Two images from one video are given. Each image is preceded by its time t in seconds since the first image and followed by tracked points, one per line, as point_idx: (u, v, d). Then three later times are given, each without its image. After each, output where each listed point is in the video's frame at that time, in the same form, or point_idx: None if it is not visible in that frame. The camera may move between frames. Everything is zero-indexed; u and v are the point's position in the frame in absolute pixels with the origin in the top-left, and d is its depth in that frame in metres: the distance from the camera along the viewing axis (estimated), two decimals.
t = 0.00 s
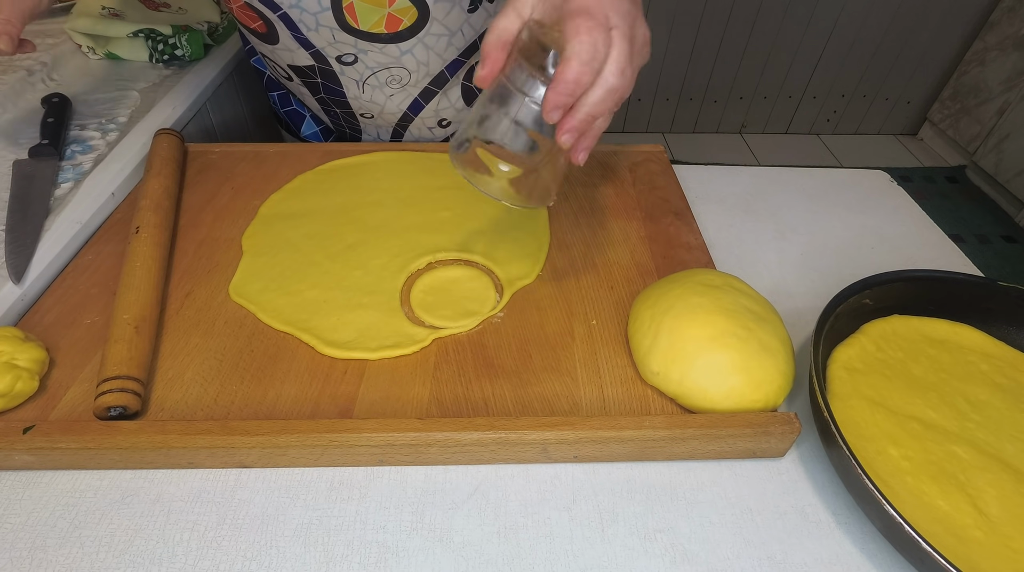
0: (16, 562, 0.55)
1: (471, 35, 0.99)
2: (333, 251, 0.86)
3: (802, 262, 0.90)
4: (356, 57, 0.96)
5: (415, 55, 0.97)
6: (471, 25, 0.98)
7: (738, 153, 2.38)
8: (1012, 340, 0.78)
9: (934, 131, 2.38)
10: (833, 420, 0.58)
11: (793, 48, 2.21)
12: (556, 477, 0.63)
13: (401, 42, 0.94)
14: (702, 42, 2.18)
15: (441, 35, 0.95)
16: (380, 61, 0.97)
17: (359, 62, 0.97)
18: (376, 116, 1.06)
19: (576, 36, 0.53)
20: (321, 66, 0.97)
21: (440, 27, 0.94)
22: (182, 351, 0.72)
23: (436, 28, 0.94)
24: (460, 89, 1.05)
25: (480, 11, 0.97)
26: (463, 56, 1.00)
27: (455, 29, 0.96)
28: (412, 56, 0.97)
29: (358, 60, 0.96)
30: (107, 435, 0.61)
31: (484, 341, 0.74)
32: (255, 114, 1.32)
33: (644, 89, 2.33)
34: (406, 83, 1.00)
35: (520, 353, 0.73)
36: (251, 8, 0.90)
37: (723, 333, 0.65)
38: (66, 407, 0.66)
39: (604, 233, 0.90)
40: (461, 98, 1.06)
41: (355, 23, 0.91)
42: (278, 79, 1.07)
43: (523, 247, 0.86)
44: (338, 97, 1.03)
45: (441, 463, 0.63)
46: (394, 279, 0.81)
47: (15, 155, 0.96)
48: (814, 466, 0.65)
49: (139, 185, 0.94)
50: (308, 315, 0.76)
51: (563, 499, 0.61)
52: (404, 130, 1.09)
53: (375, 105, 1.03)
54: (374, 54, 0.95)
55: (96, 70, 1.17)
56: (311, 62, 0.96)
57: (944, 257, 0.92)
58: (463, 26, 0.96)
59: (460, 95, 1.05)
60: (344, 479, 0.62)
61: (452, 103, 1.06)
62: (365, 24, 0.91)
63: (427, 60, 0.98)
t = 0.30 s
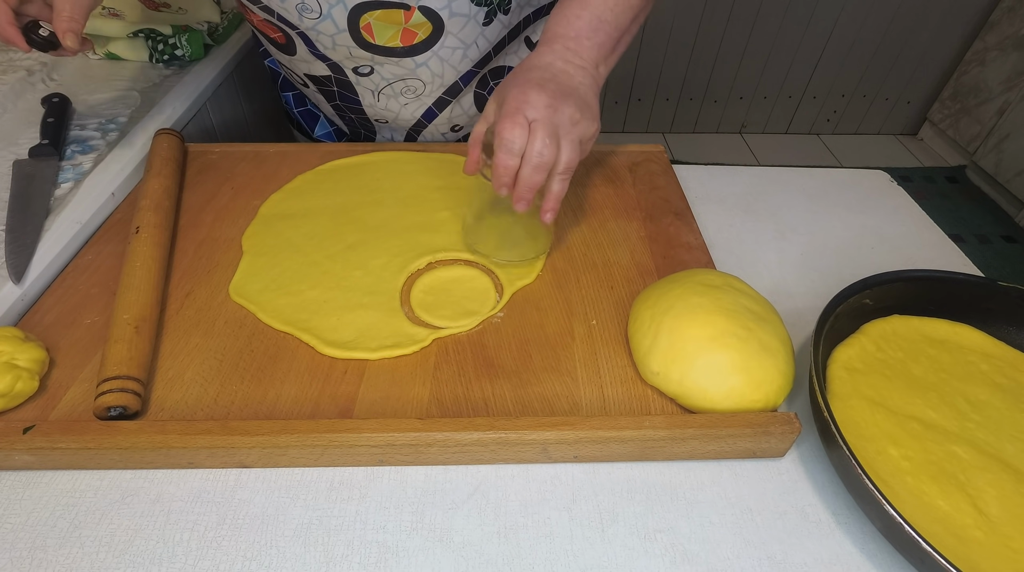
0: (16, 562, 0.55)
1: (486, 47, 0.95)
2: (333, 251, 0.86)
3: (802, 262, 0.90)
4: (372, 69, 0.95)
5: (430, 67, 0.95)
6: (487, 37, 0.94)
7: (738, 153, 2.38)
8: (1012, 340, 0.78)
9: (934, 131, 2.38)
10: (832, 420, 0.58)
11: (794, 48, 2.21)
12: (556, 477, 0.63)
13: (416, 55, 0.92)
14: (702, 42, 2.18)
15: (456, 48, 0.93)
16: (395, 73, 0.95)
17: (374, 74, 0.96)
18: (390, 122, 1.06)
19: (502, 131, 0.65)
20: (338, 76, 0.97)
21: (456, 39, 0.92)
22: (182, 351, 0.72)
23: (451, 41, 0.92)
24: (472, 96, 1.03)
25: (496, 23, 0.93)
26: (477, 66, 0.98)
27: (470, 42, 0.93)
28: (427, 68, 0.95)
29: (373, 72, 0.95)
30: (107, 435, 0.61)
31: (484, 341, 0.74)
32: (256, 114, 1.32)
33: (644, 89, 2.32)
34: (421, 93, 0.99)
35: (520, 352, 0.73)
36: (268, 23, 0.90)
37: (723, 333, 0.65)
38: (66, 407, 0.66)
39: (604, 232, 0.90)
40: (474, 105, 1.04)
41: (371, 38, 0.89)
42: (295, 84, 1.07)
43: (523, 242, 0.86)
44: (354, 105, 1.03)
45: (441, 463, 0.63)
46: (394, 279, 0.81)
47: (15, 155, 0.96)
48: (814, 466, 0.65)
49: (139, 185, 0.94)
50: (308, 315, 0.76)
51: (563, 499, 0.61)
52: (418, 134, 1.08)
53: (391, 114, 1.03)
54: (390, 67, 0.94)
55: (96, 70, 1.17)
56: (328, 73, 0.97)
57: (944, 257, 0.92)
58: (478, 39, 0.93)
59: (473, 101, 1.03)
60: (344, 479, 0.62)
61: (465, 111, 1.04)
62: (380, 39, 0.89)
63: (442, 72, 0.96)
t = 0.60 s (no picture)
0: (16, 562, 0.55)
1: (490, 54, 0.95)
2: (333, 251, 0.86)
3: (802, 262, 0.90)
4: (377, 78, 0.95)
5: (435, 75, 0.94)
6: (492, 45, 0.94)
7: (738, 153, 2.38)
8: (1012, 340, 0.78)
9: (934, 131, 2.38)
10: (833, 420, 0.58)
11: (794, 48, 2.21)
12: (556, 477, 0.63)
13: (421, 64, 0.92)
14: (702, 42, 2.18)
15: (461, 57, 0.93)
16: (400, 82, 0.95)
17: (379, 82, 0.95)
18: (396, 128, 1.06)
19: (495, 147, 0.65)
20: (343, 84, 0.97)
21: (461, 48, 0.92)
22: (182, 351, 0.72)
23: (456, 50, 0.92)
24: (478, 102, 1.03)
25: (500, 31, 0.93)
26: (482, 74, 0.98)
27: (475, 50, 0.93)
28: (432, 76, 0.95)
29: (378, 80, 0.95)
30: (107, 435, 0.61)
31: (484, 341, 0.74)
32: (256, 114, 1.32)
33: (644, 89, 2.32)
34: (426, 101, 0.99)
35: (520, 352, 0.73)
36: (274, 33, 0.90)
37: (723, 334, 0.65)
38: (66, 406, 0.66)
39: (604, 232, 0.90)
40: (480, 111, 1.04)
41: (376, 48, 0.89)
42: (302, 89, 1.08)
43: (523, 239, 0.85)
44: (360, 110, 1.03)
45: (441, 463, 0.63)
46: (394, 279, 0.81)
47: (15, 155, 0.96)
48: (814, 466, 0.65)
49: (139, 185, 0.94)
50: (307, 315, 0.76)
51: (563, 499, 0.61)
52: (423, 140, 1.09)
53: (397, 119, 1.03)
54: (395, 75, 0.94)
55: (96, 70, 1.17)
56: (333, 80, 0.97)
57: (944, 258, 0.92)
58: (483, 47, 0.93)
59: (479, 108, 1.03)
60: (344, 479, 0.62)
61: (471, 117, 1.05)
62: (386, 49, 0.89)
63: (447, 80, 0.96)
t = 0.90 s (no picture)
0: (16, 562, 0.55)
1: (490, 53, 0.94)
2: (333, 251, 0.86)
3: (802, 262, 0.90)
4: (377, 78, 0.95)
5: (436, 76, 0.95)
6: (493, 43, 0.93)
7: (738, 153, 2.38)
8: (1012, 340, 0.78)
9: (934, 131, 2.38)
10: (832, 420, 0.58)
11: (794, 48, 2.21)
12: (556, 477, 0.63)
13: (421, 65, 0.92)
14: (702, 41, 2.18)
15: (462, 56, 0.92)
16: (401, 83, 0.95)
17: (379, 84, 0.96)
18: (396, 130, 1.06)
19: (501, 158, 0.64)
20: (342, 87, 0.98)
21: (461, 48, 0.91)
22: (182, 351, 0.72)
23: (456, 50, 0.91)
24: (481, 103, 1.02)
25: (500, 28, 0.92)
26: (484, 73, 0.97)
27: (476, 49, 0.92)
28: (432, 77, 0.95)
29: (378, 82, 0.96)
30: (107, 435, 0.61)
31: (484, 341, 0.74)
32: (256, 114, 1.32)
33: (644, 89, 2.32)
34: (427, 103, 1.00)
35: (520, 353, 0.73)
36: (275, 34, 0.90)
37: (723, 336, 0.65)
38: (66, 406, 0.66)
39: (604, 233, 0.91)
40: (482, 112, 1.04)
41: (376, 47, 0.89)
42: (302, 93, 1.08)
43: (524, 239, 0.85)
44: (360, 114, 1.04)
45: (441, 463, 0.63)
46: (394, 279, 0.81)
47: (15, 155, 0.96)
48: (814, 466, 0.65)
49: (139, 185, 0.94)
50: (307, 314, 0.77)
51: (563, 499, 0.61)
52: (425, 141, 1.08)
53: (398, 121, 1.03)
54: (396, 75, 0.94)
55: (96, 70, 1.17)
56: (333, 83, 0.98)
57: (944, 258, 0.92)
58: (483, 45, 0.92)
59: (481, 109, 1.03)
60: (344, 479, 0.62)
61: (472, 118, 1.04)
62: (386, 49, 0.89)
63: (447, 80, 0.96)
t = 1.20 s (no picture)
0: (16, 562, 0.55)
1: None
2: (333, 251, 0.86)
3: (802, 262, 0.90)
4: (383, 16, 0.92)
5: (448, 11, 0.93)
6: None
7: (738, 153, 2.38)
8: (1013, 340, 0.78)
9: (934, 132, 2.38)
10: (833, 420, 0.58)
11: (794, 48, 2.21)
12: (556, 477, 0.63)
13: None
14: (702, 42, 2.17)
15: None
16: (410, 18, 0.92)
17: (384, 20, 0.92)
18: (395, 93, 1.02)
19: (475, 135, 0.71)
20: (341, 31, 0.92)
21: None
22: (182, 351, 0.72)
23: None
24: (488, 62, 1.03)
25: None
26: (494, 20, 0.98)
27: None
28: (445, 11, 0.93)
29: (384, 19, 0.92)
30: (106, 435, 0.60)
31: (484, 341, 0.74)
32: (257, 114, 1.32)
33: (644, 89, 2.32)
34: (433, 48, 0.97)
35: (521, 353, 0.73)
36: None
37: (727, 334, 0.65)
38: (66, 406, 0.65)
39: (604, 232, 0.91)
40: (489, 73, 1.04)
41: None
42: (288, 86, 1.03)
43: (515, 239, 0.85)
44: (354, 73, 0.98)
45: (441, 463, 0.63)
46: (394, 278, 0.81)
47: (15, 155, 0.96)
48: (814, 466, 0.65)
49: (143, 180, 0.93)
50: (307, 316, 0.77)
51: (563, 499, 0.61)
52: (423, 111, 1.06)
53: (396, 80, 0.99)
54: (406, 9, 0.91)
55: (97, 70, 1.18)
56: (328, 24, 0.91)
57: (944, 258, 0.92)
58: None
59: (488, 68, 1.03)
60: (344, 479, 0.62)
61: (479, 78, 1.04)
62: None
63: (459, 20, 0.95)
